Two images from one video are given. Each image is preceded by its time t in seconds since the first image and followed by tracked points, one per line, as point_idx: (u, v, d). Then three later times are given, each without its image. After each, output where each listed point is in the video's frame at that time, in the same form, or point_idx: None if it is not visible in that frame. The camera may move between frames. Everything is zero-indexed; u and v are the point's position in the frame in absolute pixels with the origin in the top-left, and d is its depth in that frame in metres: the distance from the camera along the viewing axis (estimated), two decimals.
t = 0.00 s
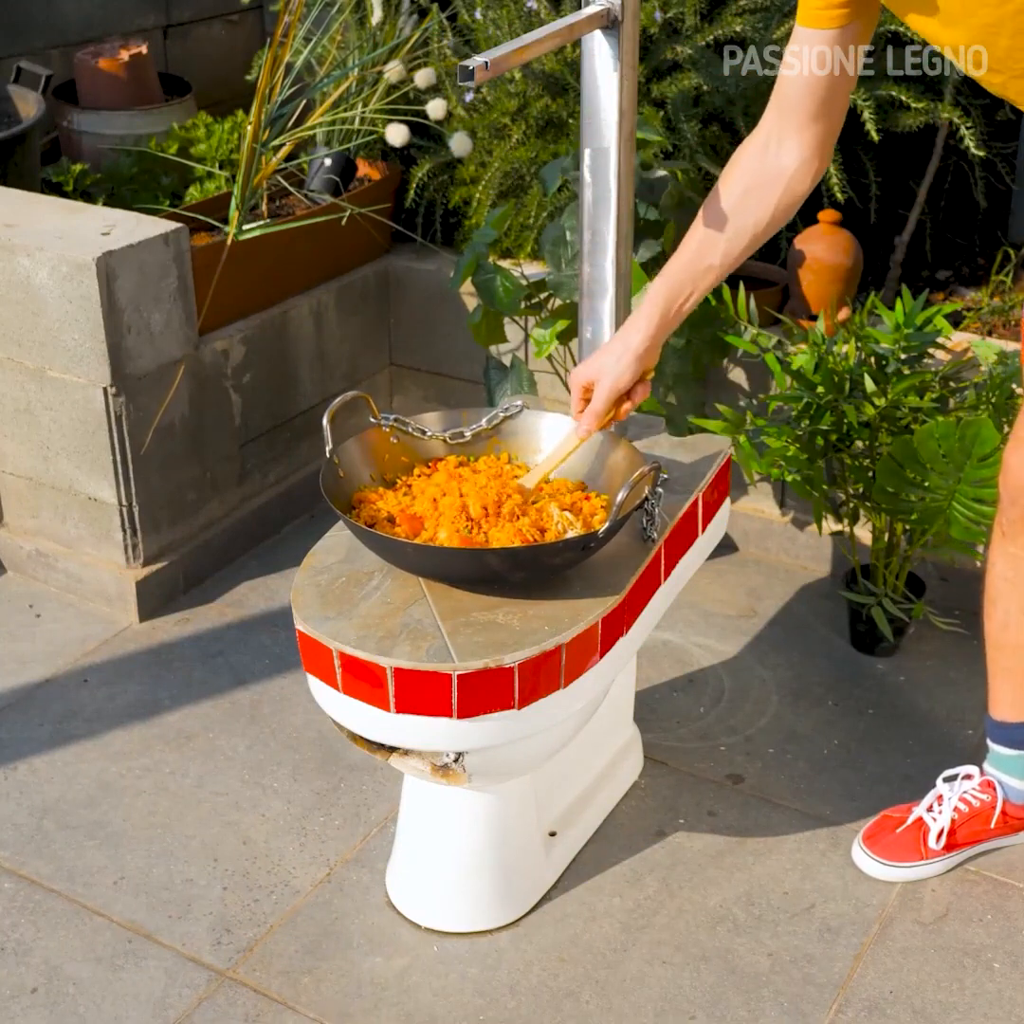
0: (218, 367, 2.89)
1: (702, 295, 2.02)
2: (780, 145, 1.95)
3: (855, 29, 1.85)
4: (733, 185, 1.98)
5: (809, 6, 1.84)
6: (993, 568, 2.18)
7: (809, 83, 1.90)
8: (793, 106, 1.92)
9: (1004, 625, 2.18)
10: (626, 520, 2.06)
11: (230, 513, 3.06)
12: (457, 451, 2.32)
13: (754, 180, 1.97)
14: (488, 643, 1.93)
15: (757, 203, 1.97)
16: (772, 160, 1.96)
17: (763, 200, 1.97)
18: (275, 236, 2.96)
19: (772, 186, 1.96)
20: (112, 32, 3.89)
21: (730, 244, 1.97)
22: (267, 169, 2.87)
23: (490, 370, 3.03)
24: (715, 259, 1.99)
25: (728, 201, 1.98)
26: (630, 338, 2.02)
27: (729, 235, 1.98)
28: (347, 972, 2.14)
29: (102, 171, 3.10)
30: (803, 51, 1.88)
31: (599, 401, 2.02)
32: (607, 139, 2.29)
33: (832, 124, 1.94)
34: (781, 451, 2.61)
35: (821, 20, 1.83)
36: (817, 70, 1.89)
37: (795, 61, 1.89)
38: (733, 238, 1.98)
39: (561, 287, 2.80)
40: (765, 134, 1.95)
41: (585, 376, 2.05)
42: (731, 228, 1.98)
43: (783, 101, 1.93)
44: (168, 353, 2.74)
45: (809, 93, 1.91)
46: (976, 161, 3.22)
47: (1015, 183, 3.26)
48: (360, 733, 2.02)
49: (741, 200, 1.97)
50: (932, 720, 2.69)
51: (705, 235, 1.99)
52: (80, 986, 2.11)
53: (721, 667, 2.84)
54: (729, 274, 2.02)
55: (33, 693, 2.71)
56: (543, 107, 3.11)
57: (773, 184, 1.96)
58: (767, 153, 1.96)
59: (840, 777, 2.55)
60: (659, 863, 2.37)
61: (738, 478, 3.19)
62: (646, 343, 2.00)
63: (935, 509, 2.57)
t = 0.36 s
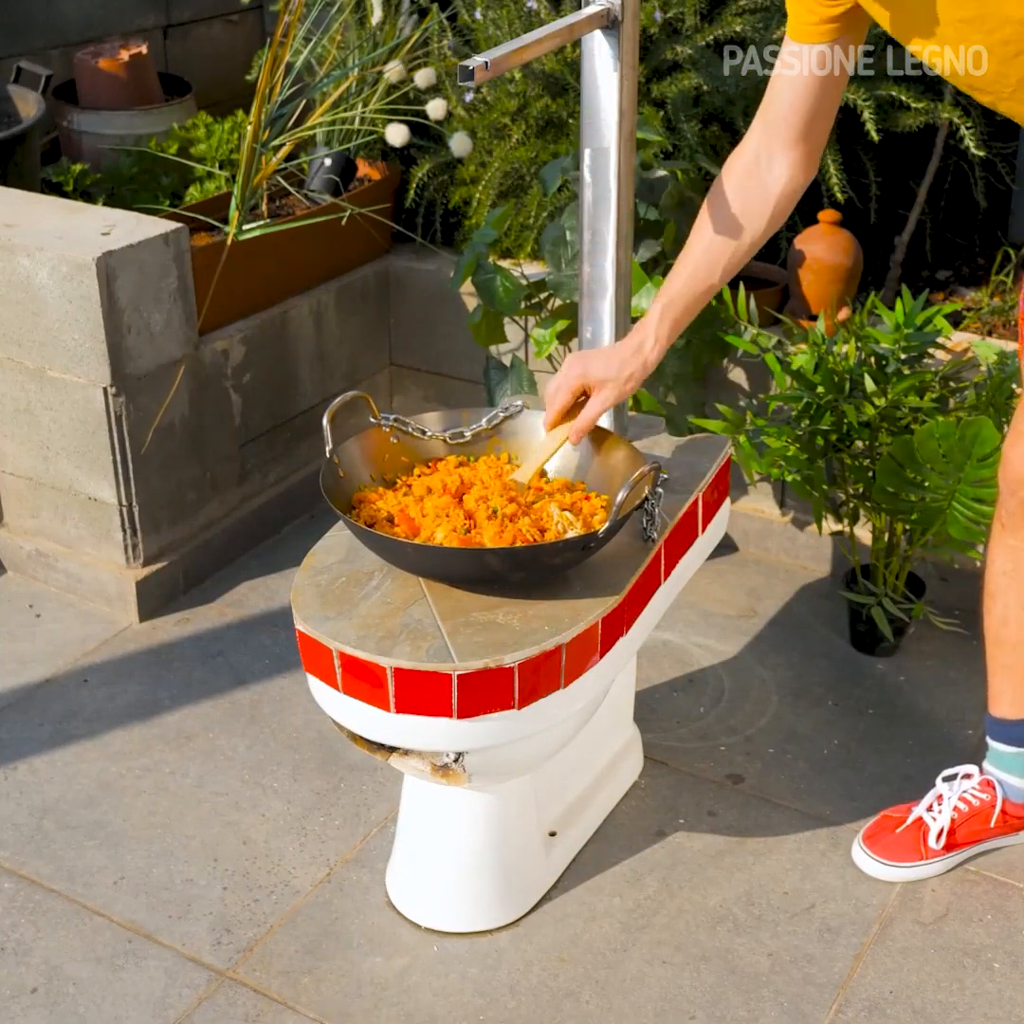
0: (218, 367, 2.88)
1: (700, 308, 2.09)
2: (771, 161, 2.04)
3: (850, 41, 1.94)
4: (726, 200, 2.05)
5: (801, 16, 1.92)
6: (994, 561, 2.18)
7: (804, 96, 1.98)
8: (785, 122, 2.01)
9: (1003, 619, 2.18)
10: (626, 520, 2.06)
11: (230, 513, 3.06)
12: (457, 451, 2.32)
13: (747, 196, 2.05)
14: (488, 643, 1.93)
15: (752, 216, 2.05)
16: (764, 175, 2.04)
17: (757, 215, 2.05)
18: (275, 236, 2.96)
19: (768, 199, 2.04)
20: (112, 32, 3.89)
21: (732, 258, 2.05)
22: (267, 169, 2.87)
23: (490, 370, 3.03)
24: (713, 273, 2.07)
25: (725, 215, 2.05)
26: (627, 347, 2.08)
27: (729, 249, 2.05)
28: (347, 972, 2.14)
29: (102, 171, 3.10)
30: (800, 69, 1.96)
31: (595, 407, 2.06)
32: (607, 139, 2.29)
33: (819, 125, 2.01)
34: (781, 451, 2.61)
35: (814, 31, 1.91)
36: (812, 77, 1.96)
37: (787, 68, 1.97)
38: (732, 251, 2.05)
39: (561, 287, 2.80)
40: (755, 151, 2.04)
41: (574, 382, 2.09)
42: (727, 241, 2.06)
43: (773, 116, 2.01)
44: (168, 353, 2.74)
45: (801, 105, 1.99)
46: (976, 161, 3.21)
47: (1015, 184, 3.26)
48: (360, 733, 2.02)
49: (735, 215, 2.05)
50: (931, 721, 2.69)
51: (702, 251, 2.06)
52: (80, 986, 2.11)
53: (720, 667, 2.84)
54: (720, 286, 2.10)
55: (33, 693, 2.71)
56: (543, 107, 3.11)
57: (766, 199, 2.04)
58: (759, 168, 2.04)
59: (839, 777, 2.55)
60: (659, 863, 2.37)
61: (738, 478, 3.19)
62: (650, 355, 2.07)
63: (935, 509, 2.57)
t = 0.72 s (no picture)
0: (218, 367, 2.88)
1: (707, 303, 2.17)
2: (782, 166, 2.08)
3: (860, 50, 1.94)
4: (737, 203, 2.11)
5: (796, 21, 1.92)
6: (991, 558, 2.19)
7: (812, 105, 2.00)
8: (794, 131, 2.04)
9: (1001, 618, 2.19)
10: (626, 520, 2.07)
11: (230, 513, 3.06)
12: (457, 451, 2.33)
13: (758, 196, 2.10)
14: (488, 643, 1.93)
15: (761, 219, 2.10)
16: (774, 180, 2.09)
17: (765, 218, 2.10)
18: (276, 236, 2.96)
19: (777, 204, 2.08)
20: (112, 32, 3.89)
21: (738, 260, 2.11)
22: (268, 169, 2.87)
23: (490, 370, 3.03)
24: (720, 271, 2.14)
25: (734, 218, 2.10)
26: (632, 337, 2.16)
27: (736, 250, 2.11)
28: (348, 972, 2.15)
29: (102, 171, 3.09)
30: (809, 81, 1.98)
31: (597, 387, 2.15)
32: (607, 139, 2.30)
33: (826, 130, 2.03)
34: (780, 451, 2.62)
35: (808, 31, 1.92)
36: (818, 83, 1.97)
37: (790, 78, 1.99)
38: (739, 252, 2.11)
39: (561, 287, 2.80)
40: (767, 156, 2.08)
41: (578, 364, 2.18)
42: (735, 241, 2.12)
43: (783, 123, 2.04)
44: (168, 353, 2.74)
45: (808, 113, 2.01)
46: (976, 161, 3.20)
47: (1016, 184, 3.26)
48: (360, 733, 2.02)
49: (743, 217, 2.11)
50: (931, 721, 2.69)
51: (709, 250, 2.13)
52: (80, 986, 2.11)
53: (720, 667, 2.84)
54: (728, 281, 2.17)
55: (33, 693, 2.71)
56: (543, 107, 3.11)
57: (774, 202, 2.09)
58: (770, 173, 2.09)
59: (839, 778, 2.55)
60: (659, 863, 2.37)
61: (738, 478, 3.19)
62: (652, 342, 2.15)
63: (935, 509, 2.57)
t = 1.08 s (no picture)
0: (217, 365, 2.87)
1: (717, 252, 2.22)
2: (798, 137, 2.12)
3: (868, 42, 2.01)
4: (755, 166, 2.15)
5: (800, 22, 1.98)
6: (990, 556, 2.20)
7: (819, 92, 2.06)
8: (806, 108, 2.09)
9: (1001, 616, 2.20)
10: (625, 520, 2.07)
11: (230, 512, 3.05)
12: (456, 450, 2.33)
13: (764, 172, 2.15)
14: (488, 643, 1.92)
15: (779, 187, 2.15)
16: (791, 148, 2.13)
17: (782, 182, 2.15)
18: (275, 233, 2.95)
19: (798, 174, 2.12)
20: (112, 31, 3.88)
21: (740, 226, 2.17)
22: (266, 167, 2.86)
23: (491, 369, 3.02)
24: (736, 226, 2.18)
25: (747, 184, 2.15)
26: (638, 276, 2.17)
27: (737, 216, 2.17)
28: (348, 972, 2.14)
29: (101, 170, 3.08)
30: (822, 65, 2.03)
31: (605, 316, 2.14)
32: (607, 139, 2.35)
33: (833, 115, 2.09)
34: (781, 450, 2.63)
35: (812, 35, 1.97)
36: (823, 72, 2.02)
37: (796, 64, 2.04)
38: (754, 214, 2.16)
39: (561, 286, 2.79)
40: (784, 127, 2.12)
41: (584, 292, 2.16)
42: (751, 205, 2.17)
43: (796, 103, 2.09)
44: (167, 351, 2.73)
45: (819, 92, 2.06)
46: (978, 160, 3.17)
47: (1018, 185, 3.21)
48: (360, 733, 2.02)
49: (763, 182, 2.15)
50: (932, 720, 2.68)
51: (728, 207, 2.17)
52: (79, 986, 2.11)
53: (720, 667, 2.84)
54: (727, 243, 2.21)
55: (32, 693, 2.70)
56: (543, 106, 3.11)
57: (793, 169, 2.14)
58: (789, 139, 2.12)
59: (839, 778, 2.55)
60: (659, 863, 2.36)
61: (739, 477, 3.19)
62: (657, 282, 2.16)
63: (935, 507, 2.57)
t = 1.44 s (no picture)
0: (215, 362, 2.85)
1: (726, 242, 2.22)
2: (803, 130, 2.11)
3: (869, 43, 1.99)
4: (760, 160, 2.15)
5: (802, 23, 1.96)
6: (992, 554, 2.19)
7: (818, 92, 2.05)
8: (808, 103, 2.08)
9: (1003, 614, 2.18)
10: (626, 517, 2.06)
11: (229, 510, 3.03)
12: (456, 447, 2.32)
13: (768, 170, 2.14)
14: (488, 640, 1.91)
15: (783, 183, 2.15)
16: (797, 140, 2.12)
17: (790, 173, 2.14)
18: (274, 229, 2.93)
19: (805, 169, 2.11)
20: (110, 25, 3.86)
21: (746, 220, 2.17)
22: (266, 161, 2.84)
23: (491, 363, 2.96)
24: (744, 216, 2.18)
25: (753, 177, 2.14)
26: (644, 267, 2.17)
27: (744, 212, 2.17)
28: (347, 972, 2.13)
29: (99, 165, 3.06)
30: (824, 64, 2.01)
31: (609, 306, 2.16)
32: (608, 134, 2.34)
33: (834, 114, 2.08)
34: (783, 447, 2.64)
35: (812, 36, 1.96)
36: (823, 72, 2.01)
37: (797, 62, 2.03)
38: (760, 206, 2.16)
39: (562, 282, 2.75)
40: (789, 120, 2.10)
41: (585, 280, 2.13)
42: (756, 200, 2.17)
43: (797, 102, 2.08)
44: (166, 348, 2.72)
45: (818, 93, 2.05)
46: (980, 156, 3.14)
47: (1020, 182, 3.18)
48: (359, 731, 2.00)
49: (771, 175, 2.14)
50: (935, 718, 2.67)
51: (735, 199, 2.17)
52: (76, 986, 2.09)
53: (721, 664, 2.82)
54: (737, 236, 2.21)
55: (29, 691, 2.69)
56: (543, 101, 3.10)
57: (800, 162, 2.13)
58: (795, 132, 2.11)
59: (841, 776, 2.53)
60: (660, 862, 2.35)
61: (740, 474, 3.17)
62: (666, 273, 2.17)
63: (938, 504, 2.57)
